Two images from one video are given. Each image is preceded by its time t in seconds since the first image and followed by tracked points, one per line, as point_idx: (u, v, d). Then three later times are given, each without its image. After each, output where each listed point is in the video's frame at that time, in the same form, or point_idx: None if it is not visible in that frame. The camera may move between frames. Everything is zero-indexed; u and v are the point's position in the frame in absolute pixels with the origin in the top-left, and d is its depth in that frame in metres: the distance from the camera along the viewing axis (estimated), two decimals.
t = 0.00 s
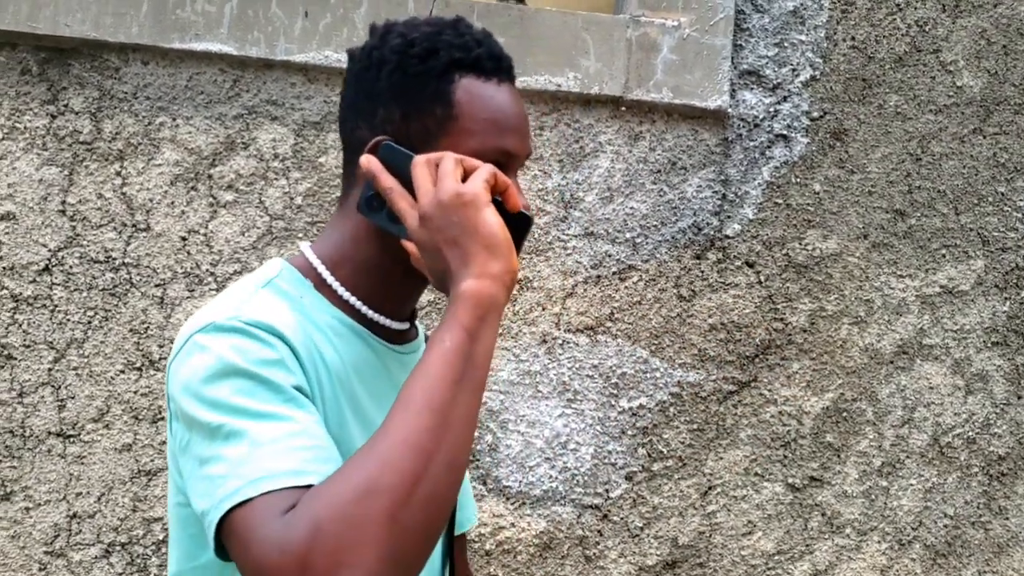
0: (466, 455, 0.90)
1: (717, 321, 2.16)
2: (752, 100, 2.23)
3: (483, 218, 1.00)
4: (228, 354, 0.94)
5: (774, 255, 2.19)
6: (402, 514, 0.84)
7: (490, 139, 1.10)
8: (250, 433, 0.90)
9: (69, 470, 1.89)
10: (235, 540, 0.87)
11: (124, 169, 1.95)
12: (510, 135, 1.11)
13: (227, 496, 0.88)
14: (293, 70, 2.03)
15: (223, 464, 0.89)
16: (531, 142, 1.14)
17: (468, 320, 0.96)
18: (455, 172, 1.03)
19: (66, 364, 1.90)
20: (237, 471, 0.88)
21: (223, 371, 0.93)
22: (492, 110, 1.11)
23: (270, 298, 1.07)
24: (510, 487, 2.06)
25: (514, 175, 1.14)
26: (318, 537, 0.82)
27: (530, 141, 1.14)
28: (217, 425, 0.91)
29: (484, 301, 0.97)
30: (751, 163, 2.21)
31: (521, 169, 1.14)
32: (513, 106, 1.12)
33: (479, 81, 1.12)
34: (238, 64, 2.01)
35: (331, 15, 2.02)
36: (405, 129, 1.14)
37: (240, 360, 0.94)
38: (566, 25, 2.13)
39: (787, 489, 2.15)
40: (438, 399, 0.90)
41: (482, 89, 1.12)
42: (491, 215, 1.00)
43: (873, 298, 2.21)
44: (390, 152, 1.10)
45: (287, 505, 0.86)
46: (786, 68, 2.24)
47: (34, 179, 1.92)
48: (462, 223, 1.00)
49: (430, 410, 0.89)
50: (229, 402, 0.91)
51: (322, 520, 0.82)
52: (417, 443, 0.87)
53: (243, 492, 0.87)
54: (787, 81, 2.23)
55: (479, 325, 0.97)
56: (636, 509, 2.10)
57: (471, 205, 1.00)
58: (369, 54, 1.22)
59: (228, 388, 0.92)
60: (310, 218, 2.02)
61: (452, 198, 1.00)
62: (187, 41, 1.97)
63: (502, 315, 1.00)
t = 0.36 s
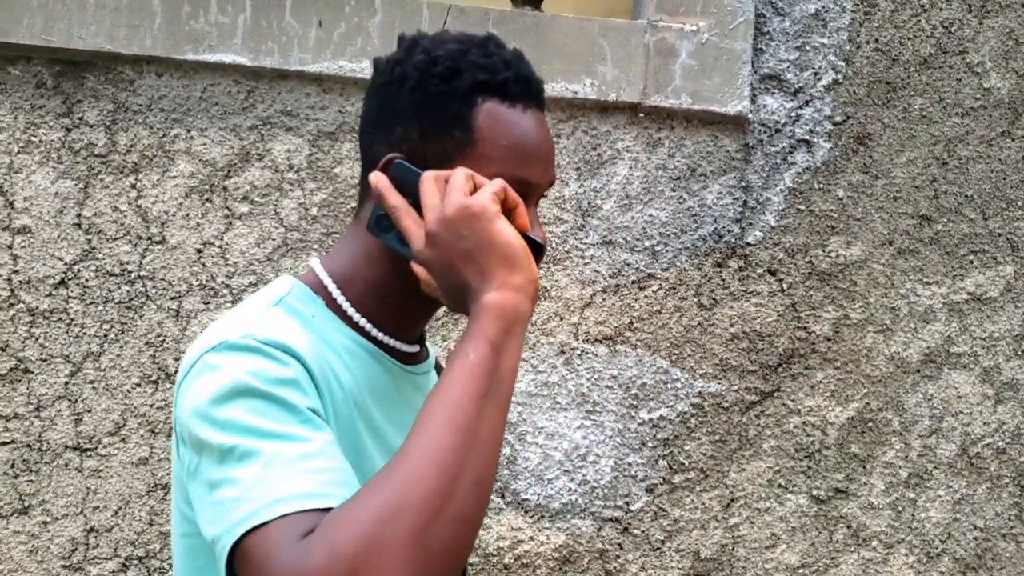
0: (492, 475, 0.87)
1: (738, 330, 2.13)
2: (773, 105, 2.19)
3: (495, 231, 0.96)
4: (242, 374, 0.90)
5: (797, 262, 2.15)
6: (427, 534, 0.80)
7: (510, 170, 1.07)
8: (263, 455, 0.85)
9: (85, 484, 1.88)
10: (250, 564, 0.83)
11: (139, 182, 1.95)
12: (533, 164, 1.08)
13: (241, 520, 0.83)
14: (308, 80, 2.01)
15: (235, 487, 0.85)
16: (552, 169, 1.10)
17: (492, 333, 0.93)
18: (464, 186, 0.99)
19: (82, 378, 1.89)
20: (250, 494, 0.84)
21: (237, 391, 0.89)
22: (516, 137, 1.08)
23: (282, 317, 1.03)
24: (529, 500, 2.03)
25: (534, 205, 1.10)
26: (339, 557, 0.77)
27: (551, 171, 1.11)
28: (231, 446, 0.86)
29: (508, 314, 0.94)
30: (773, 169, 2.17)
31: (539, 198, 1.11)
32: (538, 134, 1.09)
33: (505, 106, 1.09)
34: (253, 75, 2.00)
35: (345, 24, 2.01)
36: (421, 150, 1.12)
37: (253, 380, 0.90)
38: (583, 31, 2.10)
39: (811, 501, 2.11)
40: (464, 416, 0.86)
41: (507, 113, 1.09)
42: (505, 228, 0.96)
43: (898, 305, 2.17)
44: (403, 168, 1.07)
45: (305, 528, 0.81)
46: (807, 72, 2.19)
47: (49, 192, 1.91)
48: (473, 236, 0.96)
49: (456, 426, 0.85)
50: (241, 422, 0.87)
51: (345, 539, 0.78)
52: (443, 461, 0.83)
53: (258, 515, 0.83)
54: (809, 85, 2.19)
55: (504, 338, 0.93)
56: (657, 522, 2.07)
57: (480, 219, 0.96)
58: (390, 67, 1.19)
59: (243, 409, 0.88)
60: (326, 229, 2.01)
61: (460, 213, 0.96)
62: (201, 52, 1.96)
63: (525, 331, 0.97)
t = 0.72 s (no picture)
0: (480, 462, 0.85)
1: (741, 324, 2.10)
2: (774, 96, 2.17)
3: (479, 218, 0.94)
4: (219, 365, 0.88)
5: (800, 254, 2.13)
6: (416, 526, 0.78)
7: (493, 156, 1.06)
8: (243, 448, 0.84)
9: (83, 484, 1.87)
10: (232, 561, 0.81)
11: (135, 179, 1.93)
12: (515, 151, 1.07)
13: (221, 516, 0.82)
14: (304, 75, 2.00)
15: (214, 482, 0.84)
16: (535, 157, 1.10)
17: (479, 321, 0.91)
18: (449, 172, 0.97)
19: (79, 376, 1.88)
20: (229, 488, 0.82)
21: (215, 383, 0.87)
22: (499, 123, 1.07)
23: (260, 308, 1.01)
24: (530, 496, 2.01)
25: (516, 194, 1.09)
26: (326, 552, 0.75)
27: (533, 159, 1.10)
28: (209, 440, 0.85)
29: (494, 302, 0.92)
30: (774, 160, 2.15)
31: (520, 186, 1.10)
32: (521, 121, 1.08)
33: (490, 91, 1.08)
34: (249, 70, 1.98)
35: (341, 18, 1.99)
36: (405, 132, 1.09)
37: (231, 371, 0.88)
38: (580, 23, 2.08)
39: (816, 496, 2.09)
40: (450, 404, 0.84)
41: (492, 98, 1.08)
42: (489, 215, 0.94)
43: (903, 297, 2.14)
44: (385, 153, 1.05)
45: (288, 523, 0.80)
46: (808, 62, 2.17)
47: (45, 190, 1.90)
48: (457, 223, 0.94)
49: (441, 415, 0.83)
50: (219, 415, 0.85)
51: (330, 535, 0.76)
52: (429, 450, 0.81)
53: (240, 510, 0.81)
54: (810, 75, 2.17)
55: (490, 326, 0.92)
56: (660, 518, 2.05)
57: (466, 205, 0.94)
58: (374, 47, 1.17)
59: (221, 401, 0.86)
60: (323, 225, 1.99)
61: (444, 199, 0.94)
62: (196, 48, 1.95)
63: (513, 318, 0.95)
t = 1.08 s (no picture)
0: (466, 469, 0.84)
1: (753, 326, 2.09)
2: (786, 96, 2.15)
3: (469, 220, 0.93)
4: (206, 368, 0.88)
5: (812, 255, 2.11)
6: (398, 531, 0.77)
7: (486, 155, 1.04)
8: (227, 453, 0.84)
9: (95, 485, 1.88)
10: (211, 566, 0.81)
11: (146, 182, 1.94)
12: (510, 150, 1.05)
13: (203, 521, 0.82)
14: (314, 77, 2.00)
15: (198, 487, 0.83)
16: (531, 156, 1.08)
17: (465, 325, 0.90)
18: (440, 173, 0.96)
19: (91, 378, 1.89)
20: (213, 493, 0.82)
21: (202, 386, 0.87)
22: (494, 121, 1.05)
23: (253, 311, 1.01)
24: (541, 499, 2.00)
25: (512, 193, 1.08)
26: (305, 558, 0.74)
27: (530, 157, 1.08)
28: (195, 445, 0.85)
29: (481, 306, 0.91)
30: (786, 161, 2.13)
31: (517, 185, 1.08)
32: (516, 119, 1.07)
33: (484, 90, 1.07)
34: (259, 73, 1.99)
35: (351, 21, 1.99)
36: (398, 133, 1.09)
37: (218, 375, 0.88)
38: (590, 24, 2.07)
39: (829, 499, 2.07)
40: (434, 410, 0.83)
41: (486, 97, 1.06)
42: (480, 217, 0.94)
43: (917, 299, 2.12)
44: (380, 154, 1.05)
45: (268, 529, 0.79)
46: (821, 62, 2.15)
47: (57, 193, 1.91)
48: (446, 224, 0.93)
49: (425, 421, 0.82)
50: (205, 419, 0.85)
51: (308, 541, 0.75)
52: (413, 456, 0.80)
53: (221, 516, 0.81)
54: (822, 75, 2.15)
55: (477, 331, 0.91)
56: (672, 521, 2.03)
57: (455, 207, 0.93)
58: (368, 46, 1.16)
59: (207, 406, 0.86)
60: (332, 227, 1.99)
61: (434, 201, 0.93)
62: (206, 51, 1.95)
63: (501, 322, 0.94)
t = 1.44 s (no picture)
0: (456, 466, 0.84)
1: (766, 320, 2.07)
2: (797, 89, 2.13)
3: (463, 216, 0.93)
4: (203, 365, 0.89)
5: (826, 249, 2.09)
6: (383, 526, 0.77)
7: (485, 151, 1.04)
8: (220, 449, 0.84)
9: (111, 485, 1.89)
10: (202, 560, 0.81)
11: (158, 184, 1.95)
12: (509, 146, 1.05)
13: (195, 515, 0.82)
14: (323, 78, 2.01)
15: (192, 482, 0.84)
16: (532, 151, 1.08)
17: (456, 321, 0.90)
18: (436, 170, 0.96)
19: (106, 380, 1.91)
20: (205, 488, 0.83)
21: (199, 382, 0.88)
22: (493, 117, 1.05)
23: (255, 307, 1.02)
24: (554, 496, 2.00)
25: (512, 188, 1.08)
26: (289, 551, 0.75)
27: (530, 152, 1.08)
28: (190, 440, 0.85)
29: (473, 301, 0.91)
30: (799, 154, 2.11)
31: (517, 181, 1.08)
32: (515, 114, 1.06)
33: (482, 85, 1.07)
34: (269, 75, 2.00)
35: (359, 20, 2.00)
36: (397, 130, 1.09)
37: (215, 371, 0.88)
38: (598, 20, 2.06)
39: (846, 494, 2.05)
40: (425, 405, 0.83)
41: (483, 92, 1.06)
42: (474, 214, 0.94)
43: (934, 291, 2.10)
44: (379, 152, 1.05)
45: (256, 523, 0.80)
46: (833, 53, 2.13)
47: (71, 196, 1.93)
48: (440, 221, 0.93)
49: (415, 416, 0.82)
50: (201, 415, 0.86)
51: (294, 535, 0.75)
52: (402, 451, 0.80)
53: (212, 510, 0.81)
54: (834, 67, 2.13)
55: (469, 327, 0.90)
56: (687, 517, 2.02)
57: (450, 204, 0.93)
58: (368, 43, 1.16)
59: (203, 402, 0.87)
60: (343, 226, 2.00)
61: (429, 197, 0.93)
62: (216, 53, 1.96)
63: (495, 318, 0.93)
